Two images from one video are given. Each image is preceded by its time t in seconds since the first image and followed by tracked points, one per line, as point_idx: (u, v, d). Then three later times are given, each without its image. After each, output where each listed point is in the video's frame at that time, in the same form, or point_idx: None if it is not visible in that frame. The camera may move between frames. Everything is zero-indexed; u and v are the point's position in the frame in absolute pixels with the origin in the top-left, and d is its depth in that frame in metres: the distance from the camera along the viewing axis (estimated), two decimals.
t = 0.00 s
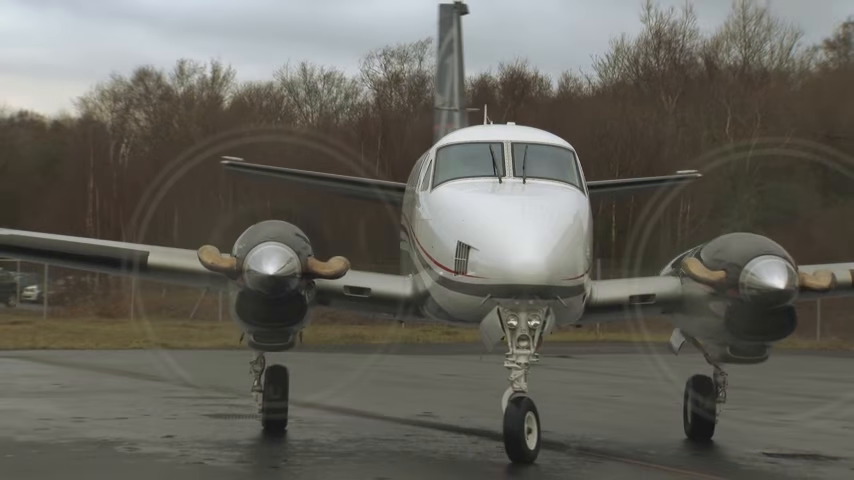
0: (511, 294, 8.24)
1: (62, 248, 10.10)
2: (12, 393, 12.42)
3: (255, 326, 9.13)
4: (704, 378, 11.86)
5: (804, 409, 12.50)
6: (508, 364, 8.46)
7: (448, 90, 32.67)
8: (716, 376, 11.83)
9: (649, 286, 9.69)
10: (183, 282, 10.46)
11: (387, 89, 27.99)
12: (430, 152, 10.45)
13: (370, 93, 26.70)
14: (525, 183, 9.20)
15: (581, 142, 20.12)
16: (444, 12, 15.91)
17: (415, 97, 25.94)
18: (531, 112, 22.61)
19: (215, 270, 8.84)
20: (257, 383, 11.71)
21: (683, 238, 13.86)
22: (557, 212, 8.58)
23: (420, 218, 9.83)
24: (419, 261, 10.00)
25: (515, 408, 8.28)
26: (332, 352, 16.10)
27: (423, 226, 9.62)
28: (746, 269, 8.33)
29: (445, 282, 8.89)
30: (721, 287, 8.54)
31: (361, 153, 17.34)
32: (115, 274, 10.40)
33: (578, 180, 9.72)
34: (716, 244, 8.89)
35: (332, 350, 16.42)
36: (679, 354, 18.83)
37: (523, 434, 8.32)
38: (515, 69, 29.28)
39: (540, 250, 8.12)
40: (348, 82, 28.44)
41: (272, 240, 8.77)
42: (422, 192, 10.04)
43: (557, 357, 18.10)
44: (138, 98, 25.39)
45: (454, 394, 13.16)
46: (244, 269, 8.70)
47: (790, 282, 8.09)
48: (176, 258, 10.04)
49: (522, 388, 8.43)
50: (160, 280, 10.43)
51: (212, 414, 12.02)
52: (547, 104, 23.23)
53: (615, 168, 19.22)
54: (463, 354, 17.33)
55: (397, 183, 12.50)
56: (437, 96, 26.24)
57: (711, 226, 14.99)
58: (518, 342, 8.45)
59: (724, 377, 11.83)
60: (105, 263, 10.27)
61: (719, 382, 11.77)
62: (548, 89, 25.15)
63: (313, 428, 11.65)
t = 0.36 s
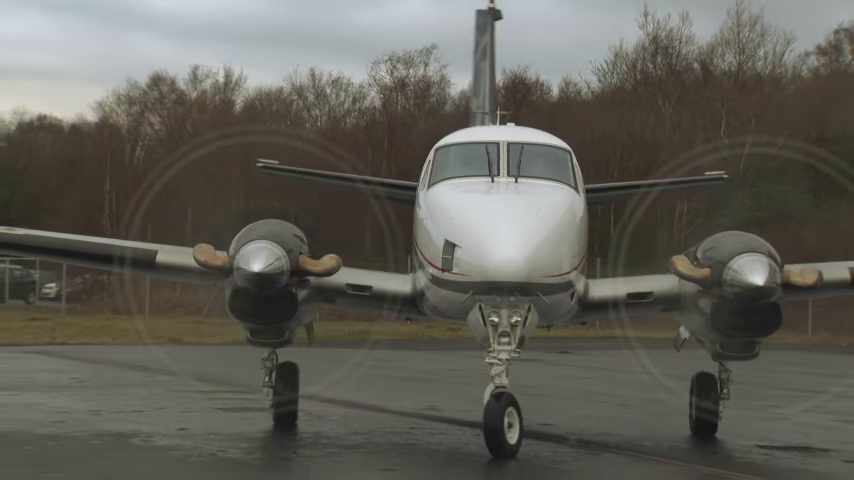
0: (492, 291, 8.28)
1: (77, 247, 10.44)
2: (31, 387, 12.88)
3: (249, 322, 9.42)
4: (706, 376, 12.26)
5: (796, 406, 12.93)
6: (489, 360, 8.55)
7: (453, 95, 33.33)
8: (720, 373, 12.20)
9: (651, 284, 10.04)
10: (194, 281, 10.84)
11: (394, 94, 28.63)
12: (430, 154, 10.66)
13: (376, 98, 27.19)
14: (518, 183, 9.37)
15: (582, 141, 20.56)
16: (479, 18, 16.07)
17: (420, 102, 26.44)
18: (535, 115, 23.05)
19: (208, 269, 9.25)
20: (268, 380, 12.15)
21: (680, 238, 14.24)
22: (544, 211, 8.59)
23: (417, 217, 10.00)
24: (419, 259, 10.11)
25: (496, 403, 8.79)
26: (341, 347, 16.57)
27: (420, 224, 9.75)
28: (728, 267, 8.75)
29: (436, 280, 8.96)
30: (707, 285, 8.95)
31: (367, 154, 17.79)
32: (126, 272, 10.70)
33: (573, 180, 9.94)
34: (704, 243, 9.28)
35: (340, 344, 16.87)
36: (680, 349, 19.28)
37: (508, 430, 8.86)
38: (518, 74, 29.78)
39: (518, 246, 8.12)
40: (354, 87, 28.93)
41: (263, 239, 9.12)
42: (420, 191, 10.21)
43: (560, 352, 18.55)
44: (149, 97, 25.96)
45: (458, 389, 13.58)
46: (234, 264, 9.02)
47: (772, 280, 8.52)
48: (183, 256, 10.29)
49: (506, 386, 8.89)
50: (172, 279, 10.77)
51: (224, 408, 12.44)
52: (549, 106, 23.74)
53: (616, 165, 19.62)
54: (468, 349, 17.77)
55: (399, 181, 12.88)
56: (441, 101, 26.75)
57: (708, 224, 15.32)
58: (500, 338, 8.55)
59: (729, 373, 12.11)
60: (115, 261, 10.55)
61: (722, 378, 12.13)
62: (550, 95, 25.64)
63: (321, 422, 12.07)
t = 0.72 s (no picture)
0: (478, 290, 8.42)
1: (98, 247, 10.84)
2: (53, 381, 13.35)
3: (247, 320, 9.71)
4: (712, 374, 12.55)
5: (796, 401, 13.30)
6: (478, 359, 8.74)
7: (463, 101, 34.05)
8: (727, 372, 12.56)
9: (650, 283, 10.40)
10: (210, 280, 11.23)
11: (405, 102, 29.31)
12: (433, 155, 10.98)
13: (386, 104, 27.68)
14: (515, 185, 9.69)
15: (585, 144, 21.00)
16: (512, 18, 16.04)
17: (430, 108, 26.93)
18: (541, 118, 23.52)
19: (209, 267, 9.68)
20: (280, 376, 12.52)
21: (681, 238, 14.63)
22: (535, 215, 8.73)
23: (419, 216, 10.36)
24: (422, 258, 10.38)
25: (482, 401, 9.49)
26: (354, 344, 17.00)
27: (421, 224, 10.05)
28: (716, 269, 9.18)
29: (430, 281, 9.14)
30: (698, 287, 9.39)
31: (377, 157, 18.22)
32: (145, 271, 11.12)
33: (569, 179, 10.32)
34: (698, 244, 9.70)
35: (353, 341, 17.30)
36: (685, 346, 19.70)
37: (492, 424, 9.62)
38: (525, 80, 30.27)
39: (504, 246, 8.25)
40: (365, 93, 29.41)
41: (260, 239, 9.37)
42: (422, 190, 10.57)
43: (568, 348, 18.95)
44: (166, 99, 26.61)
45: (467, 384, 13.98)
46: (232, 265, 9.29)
47: (760, 282, 8.97)
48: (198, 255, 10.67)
49: (492, 382, 9.70)
50: (188, 278, 11.18)
51: (239, 402, 12.85)
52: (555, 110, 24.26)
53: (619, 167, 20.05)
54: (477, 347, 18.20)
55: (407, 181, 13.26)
56: (451, 108, 27.23)
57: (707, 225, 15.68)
58: (488, 340, 8.73)
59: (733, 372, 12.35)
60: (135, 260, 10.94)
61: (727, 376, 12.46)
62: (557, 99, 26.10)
63: (334, 415, 12.48)
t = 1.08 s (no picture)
0: (477, 284, 8.80)
1: (121, 246, 11.30)
2: (79, 377, 13.81)
3: (256, 314, 10.22)
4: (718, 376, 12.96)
5: (798, 398, 13.70)
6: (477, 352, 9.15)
7: (475, 106, 34.57)
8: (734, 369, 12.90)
9: (654, 281, 10.79)
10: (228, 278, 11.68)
11: (418, 108, 29.89)
12: (441, 154, 11.40)
13: (401, 109, 28.18)
14: (519, 183, 10.09)
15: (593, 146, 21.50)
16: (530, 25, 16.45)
17: (445, 115, 27.46)
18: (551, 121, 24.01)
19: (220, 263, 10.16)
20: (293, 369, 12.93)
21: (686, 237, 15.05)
22: (534, 214, 9.12)
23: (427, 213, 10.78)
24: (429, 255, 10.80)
25: (485, 395, 9.86)
26: (370, 341, 17.46)
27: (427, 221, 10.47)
28: (715, 263, 9.57)
29: (433, 276, 9.54)
30: (696, 280, 9.78)
31: (391, 161, 18.71)
32: (167, 270, 11.58)
33: (572, 177, 10.74)
34: (701, 242, 10.08)
35: (368, 338, 17.78)
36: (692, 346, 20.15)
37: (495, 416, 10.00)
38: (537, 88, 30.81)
39: (501, 242, 8.63)
40: (380, 98, 29.90)
41: (265, 236, 9.83)
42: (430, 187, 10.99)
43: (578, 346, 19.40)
44: (185, 102, 27.21)
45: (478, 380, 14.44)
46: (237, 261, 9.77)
47: (756, 276, 9.35)
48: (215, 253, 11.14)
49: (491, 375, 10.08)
50: (209, 275, 11.63)
51: (259, 397, 13.31)
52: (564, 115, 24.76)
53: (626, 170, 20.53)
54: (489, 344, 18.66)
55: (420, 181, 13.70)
56: (465, 115, 27.73)
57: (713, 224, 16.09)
58: (487, 332, 9.14)
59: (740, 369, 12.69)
60: (157, 260, 11.39)
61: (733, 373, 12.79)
62: (569, 104, 26.57)
63: (350, 410, 12.93)
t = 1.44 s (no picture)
0: (473, 285, 9.23)
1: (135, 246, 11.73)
2: (96, 371, 14.27)
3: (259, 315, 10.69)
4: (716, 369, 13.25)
5: (793, 394, 14.12)
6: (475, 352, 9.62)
7: (477, 110, 35.10)
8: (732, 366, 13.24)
9: (650, 281, 11.20)
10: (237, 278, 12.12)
11: (423, 112, 30.47)
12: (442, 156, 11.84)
13: (407, 113, 28.67)
14: (517, 185, 10.52)
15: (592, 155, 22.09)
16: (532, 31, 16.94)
17: (449, 119, 27.95)
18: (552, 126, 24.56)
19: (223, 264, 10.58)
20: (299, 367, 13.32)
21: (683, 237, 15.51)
22: (529, 217, 9.54)
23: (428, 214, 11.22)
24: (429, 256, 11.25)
25: (484, 394, 10.39)
26: (377, 338, 17.93)
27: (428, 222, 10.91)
28: (707, 264, 9.98)
29: (433, 277, 9.97)
30: (688, 281, 10.21)
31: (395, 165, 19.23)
32: (181, 269, 12.03)
33: (569, 178, 11.16)
34: (694, 243, 10.49)
35: (374, 335, 18.25)
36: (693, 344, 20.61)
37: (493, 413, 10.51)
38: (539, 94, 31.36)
39: (497, 245, 9.05)
40: (386, 102, 30.37)
41: (265, 240, 10.24)
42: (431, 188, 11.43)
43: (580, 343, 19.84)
44: (195, 106, 27.78)
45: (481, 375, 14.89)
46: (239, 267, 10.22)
47: (748, 277, 9.75)
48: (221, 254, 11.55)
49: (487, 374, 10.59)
50: (220, 274, 12.08)
51: (270, 393, 13.76)
52: (565, 119, 25.29)
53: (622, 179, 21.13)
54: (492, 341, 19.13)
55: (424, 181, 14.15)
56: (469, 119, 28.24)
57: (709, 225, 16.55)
58: (483, 333, 9.60)
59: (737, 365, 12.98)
60: (167, 261, 11.81)
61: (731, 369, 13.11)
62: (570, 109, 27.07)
63: (358, 404, 13.38)
